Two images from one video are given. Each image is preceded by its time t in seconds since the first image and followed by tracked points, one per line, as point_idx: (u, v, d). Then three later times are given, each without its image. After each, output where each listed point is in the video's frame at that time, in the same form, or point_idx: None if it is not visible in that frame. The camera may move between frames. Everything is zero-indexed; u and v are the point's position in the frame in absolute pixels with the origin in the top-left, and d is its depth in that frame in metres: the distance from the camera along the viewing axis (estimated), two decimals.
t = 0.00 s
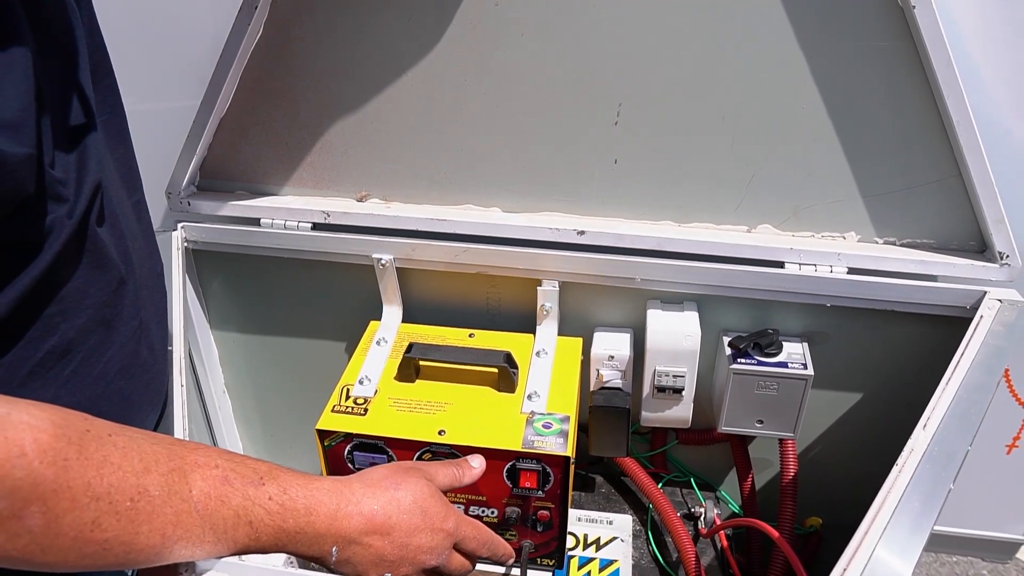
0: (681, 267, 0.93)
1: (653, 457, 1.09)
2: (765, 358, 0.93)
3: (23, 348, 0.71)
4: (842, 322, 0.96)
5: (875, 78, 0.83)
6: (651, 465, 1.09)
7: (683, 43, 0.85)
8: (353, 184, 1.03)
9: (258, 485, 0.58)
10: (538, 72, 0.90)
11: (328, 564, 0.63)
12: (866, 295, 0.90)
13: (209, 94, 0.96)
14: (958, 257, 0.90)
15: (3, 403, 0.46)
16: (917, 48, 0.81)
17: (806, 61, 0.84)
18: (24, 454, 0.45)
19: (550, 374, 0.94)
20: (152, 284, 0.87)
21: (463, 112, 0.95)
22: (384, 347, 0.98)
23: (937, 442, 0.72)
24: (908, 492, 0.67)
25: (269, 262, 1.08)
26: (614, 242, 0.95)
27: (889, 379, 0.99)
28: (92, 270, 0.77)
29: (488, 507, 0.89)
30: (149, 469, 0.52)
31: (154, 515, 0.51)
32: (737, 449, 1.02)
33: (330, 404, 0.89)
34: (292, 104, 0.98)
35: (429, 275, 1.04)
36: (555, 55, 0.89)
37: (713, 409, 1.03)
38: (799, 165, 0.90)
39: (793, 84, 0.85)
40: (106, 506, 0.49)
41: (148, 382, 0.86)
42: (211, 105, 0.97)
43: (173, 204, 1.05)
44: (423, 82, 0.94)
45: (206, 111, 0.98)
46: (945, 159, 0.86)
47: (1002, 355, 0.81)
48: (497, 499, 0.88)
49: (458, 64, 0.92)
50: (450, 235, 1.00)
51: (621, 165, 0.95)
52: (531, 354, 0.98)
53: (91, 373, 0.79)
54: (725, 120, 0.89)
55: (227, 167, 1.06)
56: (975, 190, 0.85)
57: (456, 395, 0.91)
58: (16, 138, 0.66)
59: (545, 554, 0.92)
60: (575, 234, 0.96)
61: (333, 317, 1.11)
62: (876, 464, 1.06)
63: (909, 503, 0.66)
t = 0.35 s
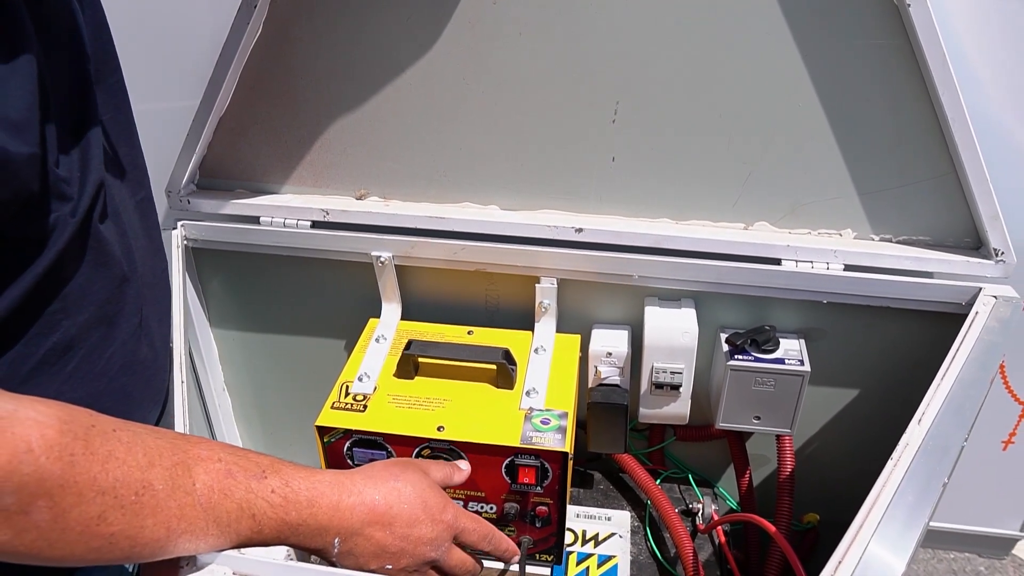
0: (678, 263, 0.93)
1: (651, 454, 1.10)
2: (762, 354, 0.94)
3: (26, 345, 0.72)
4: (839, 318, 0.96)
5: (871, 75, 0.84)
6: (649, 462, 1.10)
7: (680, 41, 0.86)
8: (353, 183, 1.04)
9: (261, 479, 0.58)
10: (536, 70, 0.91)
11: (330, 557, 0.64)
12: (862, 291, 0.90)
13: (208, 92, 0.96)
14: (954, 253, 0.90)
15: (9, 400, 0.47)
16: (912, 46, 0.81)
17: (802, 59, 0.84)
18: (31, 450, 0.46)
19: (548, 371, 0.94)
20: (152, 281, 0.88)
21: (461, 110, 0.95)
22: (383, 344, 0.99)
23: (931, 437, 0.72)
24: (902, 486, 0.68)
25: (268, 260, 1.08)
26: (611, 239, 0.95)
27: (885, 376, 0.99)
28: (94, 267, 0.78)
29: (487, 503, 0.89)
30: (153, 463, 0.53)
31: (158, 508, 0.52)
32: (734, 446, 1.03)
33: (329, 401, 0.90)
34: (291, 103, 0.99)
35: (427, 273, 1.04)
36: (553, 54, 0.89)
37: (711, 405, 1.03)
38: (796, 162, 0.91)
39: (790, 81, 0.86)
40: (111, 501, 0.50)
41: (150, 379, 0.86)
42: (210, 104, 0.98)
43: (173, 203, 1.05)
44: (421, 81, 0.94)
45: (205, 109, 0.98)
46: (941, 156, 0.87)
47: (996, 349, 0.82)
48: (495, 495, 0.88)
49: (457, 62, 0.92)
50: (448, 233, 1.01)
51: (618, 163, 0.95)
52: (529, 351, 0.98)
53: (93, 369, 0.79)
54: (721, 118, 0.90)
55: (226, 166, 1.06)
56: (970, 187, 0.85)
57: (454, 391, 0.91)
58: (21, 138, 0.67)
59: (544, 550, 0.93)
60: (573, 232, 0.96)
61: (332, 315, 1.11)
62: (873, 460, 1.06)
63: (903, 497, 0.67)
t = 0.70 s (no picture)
0: (677, 263, 0.94)
1: (650, 452, 1.11)
2: (760, 353, 0.95)
3: (34, 345, 0.72)
4: (836, 317, 0.97)
5: (867, 77, 0.85)
6: (649, 460, 1.11)
7: (679, 43, 0.87)
8: (354, 183, 1.05)
9: (268, 471, 0.60)
10: (536, 72, 0.92)
11: (338, 547, 0.64)
12: (859, 290, 0.91)
13: (211, 93, 0.97)
14: (950, 253, 0.91)
15: (24, 399, 0.48)
16: (907, 47, 0.82)
17: (799, 60, 0.85)
18: (48, 448, 0.47)
19: (548, 369, 0.95)
20: (156, 281, 0.88)
21: (462, 111, 0.96)
22: (384, 343, 0.99)
23: (927, 433, 0.73)
24: (899, 481, 0.69)
25: (270, 260, 1.09)
26: (610, 239, 0.96)
27: (882, 374, 1.00)
28: (101, 267, 0.79)
29: (488, 500, 0.90)
30: (164, 459, 0.54)
31: (170, 503, 0.53)
32: (733, 444, 1.04)
33: (332, 399, 0.91)
34: (293, 104, 1.00)
35: (428, 273, 1.05)
36: (552, 55, 0.90)
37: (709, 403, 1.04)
38: (793, 163, 0.92)
39: (787, 83, 0.87)
40: (126, 496, 0.51)
41: (156, 378, 0.87)
42: (213, 106, 0.98)
43: (176, 203, 1.06)
44: (423, 82, 0.95)
45: (208, 110, 0.99)
46: (936, 157, 0.88)
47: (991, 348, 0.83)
48: (496, 492, 0.89)
49: (458, 64, 0.93)
50: (449, 233, 1.02)
51: (617, 164, 0.96)
52: (529, 350, 0.99)
53: (101, 367, 0.79)
54: (719, 118, 0.91)
55: (229, 167, 1.07)
56: (965, 187, 0.86)
57: (455, 389, 0.92)
58: (33, 146, 0.67)
59: (544, 547, 0.94)
60: (573, 232, 0.97)
61: (333, 314, 1.12)
62: (870, 458, 1.07)
63: (900, 493, 0.68)
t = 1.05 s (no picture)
0: (676, 261, 0.94)
1: (648, 450, 1.11)
2: (758, 351, 0.95)
3: (31, 344, 0.72)
4: (835, 316, 0.97)
5: (866, 75, 0.85)
6: (647, 459, 1.11)
7: (678, 41, 0.87)
8: (353, 182, 1.05)
9: (268, 470, 0.59)
10: (535, 71, 0.92)
11: (337, 544, 0.64)
12: (857, 289, 0.91)
13: (210, 92, 0.97)
14: (948, 252, 0.91)
15: (24, 397, 0.48)
16: (906, 46, 0.82)
17: (798, 59, 0.85)
18: (47, 445, 0.47)
19: (547, 368, 0.95)
20: (154, 280, 0.88)
21: (460, 110, 0.96)
22: (383, 342, 0.99)
23: (924, 431, 0.73)
24: (896, 479, 0.69)
25: (269, 258, 1.09)
26: (608, 238, 0.96)
27: (880, 373, 1.00)
28: (99, 266, 0.79)
29: (486, 498, 0.90)
30: (164, 456, 0.54)
31: (170, 500, 0.53)
32: (731, 443, 1.04)
33: (330, 398, 0.91)
34: (292, 103, 1.00)
35: (427, 272, 1.05)
36: (551, 54, 0.90)
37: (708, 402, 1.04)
38: (791, 161, 0.92)
39: (786, 81, 0.87)
40: (125, 493, 0.51)
41: (155, 376, 0.87)
42: (212, 104, 0.99)
43: (175, 202, 1.06)
44: (421, 81, 0.95)
45: (207, 109, 0.99)
46: (935, 155, 0.88)
47: (989, 346, 0.84)
48: (494, 490, 0.89)
49: (457, 62, 0.93)
50: (448, 231, 1.02)
51: (616, 162, 0.96)
52: (528, 348, 0.99)
53: (99, 366, 0.79)
54: (718, 116, 0.91)
55: (228, 165, 1.07)
56: (963, 184, 0.86)
57: (454, 388, 0.92)
58: (31, 147, 0.67)
59: (544, 545, 0.93)
60: (572, 230, 0.97)
61: (332, 313, 1.12)
62: (869, 457, 1.07)
63: (897, 492, 0.68)
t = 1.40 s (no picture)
0: (675, 262, 0.94)
1: (648, 451, 1.11)
2: (758, 352, 0.95)
3: (28, 344, 0.72)
4: (834, 316, 0.97)
5: (866, 75, 0.85)
6: (647, 459, 1.11)
7: (677, 41, 0.87)
8: (352, 183, 1.05)
9: (265, 473, 0.59)
10: (534, 71, 0.92)
11: (334, 547, 0.65)
12: (857, 290, 0.91)
13: (209, 93, 0.97)
14: (949, 252, 0.91)
15: (18, 399, 0.48)
16: (906, 46, 0.82)
17: (798, 59, 0.85)
18: (41, 448, 0.47)
19: (546, 368, 0.95)
20: (153, 280, 0.88)
21: (459, 110, 0.96)
22: (382, 343, 0.99)
23: (924, 432, 0.73)
24: (896, 481, 0.69)
25: (268, 259, 1.09)
26: (607, 238, 0.96)
27: (880, 374, 1.00)
28: (96, 266, 0.79)
29: (485, 499, 0.90)
30: (160, 458, 0.53)
31: (166, 503, 0.52)
32: (731, 444, 1.04)
33: (329, 399, 0.91)
34: (291, 103, 1.00)
35: (426, 272, 1.05)
36: (550, 54, 0.90)
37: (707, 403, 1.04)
38: (791, 162, 0.91)
39: (786, 81, 0.87)
40: (120, 496, 0.51)
41: (153, 377, 0.87)
42: (210, 105, 0.98)
43: (173, 203, 1.06)
44: (420, 81, 0.95)
45: (206, 109, 0.99)
46: (935, 155, 0.88)
47: (989, 346, 0.83)
48: (493, 491, 0.89)
49: (456, 63, 0.93)
50: (447, 232, 1.02)
51: (615, 163, 0.96)
52: (527, 349, 0.99)
53: (96, 366, 0.79)
54: (717, 116, 0.90)
55: (227, 166, 1.07)
56: (963, 184, 0.86)
57: (453, 389, 0.92)
58: (28, 148, 0.67)
59: (542, 546, 0.93)
60: (571, 231, 0.97)
61: (331, 314, 1.12)
62: (868, 458, 1.07)
63: (897, 493, 0.67)
